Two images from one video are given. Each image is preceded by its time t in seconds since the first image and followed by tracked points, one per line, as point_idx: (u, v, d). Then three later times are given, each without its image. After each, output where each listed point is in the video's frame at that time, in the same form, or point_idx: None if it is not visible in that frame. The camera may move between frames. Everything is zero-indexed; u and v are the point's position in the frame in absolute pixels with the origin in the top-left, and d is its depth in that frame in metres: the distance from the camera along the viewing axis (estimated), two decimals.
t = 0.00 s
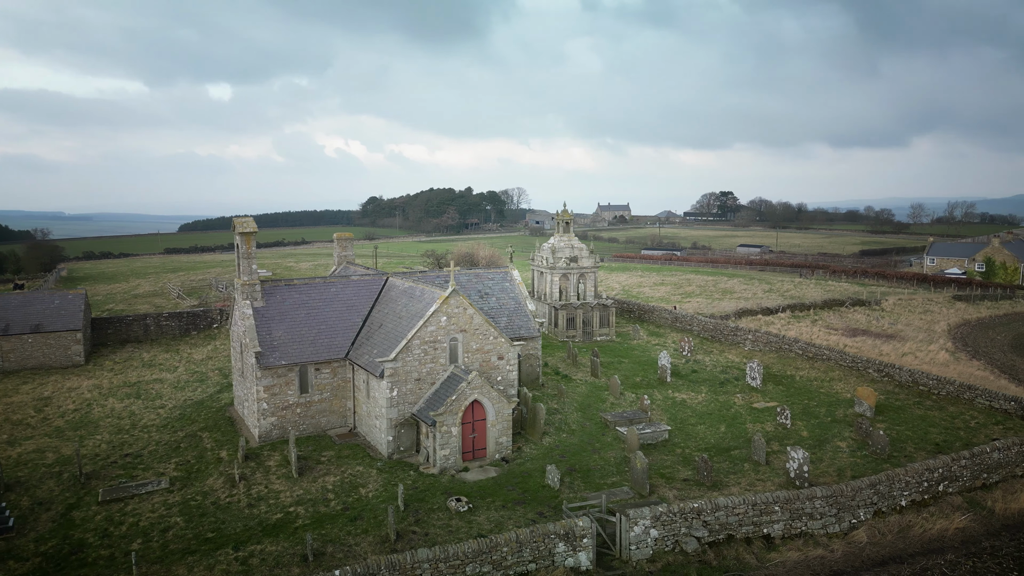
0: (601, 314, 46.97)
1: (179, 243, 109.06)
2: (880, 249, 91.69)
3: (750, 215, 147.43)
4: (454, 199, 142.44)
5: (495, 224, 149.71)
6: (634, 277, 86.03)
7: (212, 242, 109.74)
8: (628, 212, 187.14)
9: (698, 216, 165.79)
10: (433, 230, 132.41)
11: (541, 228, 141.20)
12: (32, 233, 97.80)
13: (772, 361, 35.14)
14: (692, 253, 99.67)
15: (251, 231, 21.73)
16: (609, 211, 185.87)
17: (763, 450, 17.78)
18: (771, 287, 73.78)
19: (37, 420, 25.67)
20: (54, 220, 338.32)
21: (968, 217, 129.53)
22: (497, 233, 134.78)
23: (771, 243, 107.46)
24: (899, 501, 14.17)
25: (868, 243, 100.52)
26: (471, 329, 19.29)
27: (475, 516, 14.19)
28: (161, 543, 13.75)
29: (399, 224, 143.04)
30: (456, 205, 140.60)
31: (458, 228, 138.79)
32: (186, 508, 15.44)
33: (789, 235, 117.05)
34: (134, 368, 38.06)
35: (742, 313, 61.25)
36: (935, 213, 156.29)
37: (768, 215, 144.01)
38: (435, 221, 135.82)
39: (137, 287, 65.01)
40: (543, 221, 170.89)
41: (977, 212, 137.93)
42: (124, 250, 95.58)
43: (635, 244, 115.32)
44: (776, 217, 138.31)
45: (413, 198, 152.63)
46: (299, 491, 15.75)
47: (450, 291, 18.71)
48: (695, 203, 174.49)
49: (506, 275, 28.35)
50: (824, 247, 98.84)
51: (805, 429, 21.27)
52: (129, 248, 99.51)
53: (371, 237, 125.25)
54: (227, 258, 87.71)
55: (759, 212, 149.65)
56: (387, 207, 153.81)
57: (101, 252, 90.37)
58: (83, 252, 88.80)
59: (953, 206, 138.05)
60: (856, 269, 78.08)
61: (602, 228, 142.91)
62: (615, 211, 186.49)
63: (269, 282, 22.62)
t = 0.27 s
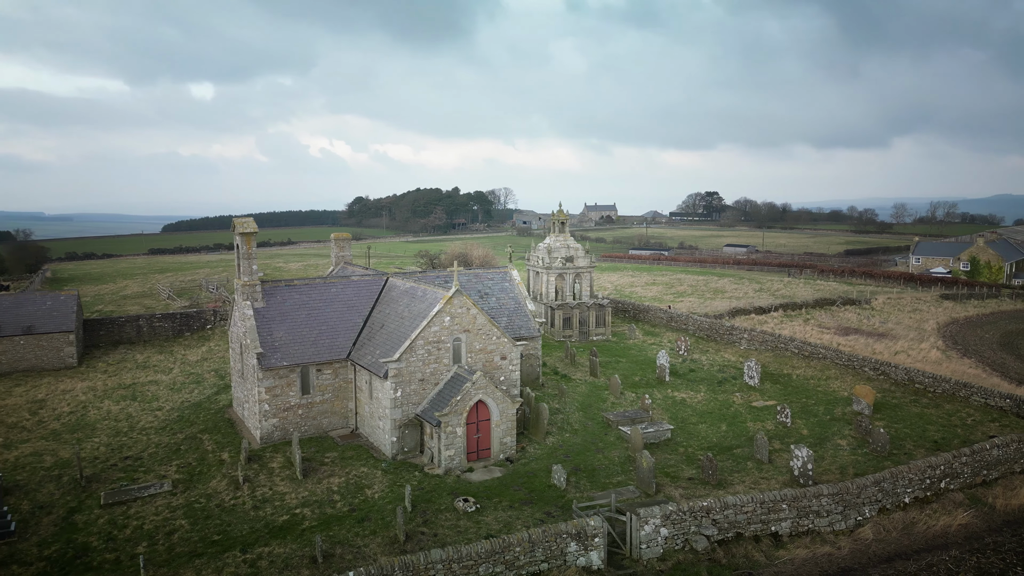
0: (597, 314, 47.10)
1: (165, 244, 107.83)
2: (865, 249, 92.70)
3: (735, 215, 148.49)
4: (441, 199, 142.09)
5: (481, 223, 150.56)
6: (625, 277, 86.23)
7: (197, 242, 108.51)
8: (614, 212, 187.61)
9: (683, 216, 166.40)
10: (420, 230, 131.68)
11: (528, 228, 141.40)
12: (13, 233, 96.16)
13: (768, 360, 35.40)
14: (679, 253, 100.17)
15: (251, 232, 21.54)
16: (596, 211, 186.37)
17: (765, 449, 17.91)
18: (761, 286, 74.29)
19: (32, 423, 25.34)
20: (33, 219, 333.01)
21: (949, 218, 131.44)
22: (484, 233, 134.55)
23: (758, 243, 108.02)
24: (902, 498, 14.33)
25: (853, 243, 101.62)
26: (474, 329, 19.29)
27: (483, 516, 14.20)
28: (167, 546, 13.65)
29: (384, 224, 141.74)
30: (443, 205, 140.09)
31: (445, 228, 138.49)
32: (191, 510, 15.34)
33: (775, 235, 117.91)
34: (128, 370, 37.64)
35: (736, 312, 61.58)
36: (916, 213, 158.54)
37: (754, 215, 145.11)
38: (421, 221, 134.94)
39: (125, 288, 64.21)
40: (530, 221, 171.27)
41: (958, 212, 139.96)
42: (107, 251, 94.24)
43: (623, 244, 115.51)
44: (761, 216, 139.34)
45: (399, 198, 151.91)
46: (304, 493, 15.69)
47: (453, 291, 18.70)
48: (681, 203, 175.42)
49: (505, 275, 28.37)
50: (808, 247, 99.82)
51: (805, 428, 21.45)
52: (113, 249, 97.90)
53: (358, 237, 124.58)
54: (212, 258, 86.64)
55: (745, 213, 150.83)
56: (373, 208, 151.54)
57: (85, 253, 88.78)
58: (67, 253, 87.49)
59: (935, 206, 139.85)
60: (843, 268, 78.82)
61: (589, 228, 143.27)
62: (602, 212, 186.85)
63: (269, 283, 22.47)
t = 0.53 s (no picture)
0: (593, 314, 47.23)
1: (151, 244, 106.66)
2: (851, 249, 93.64)
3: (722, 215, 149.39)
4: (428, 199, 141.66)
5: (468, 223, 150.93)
6: (617, 277, 86.43)
7: (182, 243, 107.40)
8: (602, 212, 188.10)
9: (669, 216, 166.97)
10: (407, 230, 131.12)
11: (515, 228, 141.61)
12: None
13: (764, 358, 35.67)
14: (667, 253, 100.61)
15: (252, 232, 21.41)
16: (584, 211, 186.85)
17: (767, 447, 18.05)
18: (752, 285, 74.80)
19: (27, 426, 25.02)
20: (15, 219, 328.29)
21: (931, 217, 133.18)
22: (472, 233, 134.39)
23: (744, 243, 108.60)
24: (906, 495, 14.49)
25: (838, 243, 102.61)
26: (477, 329, 19.29)
27: (491, 516, 14.21)
28: (173, 549, 13.55)
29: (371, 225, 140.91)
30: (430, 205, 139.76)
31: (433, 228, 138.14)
32: (195, 513, 15.23)
33: (761, 235, 118.60)
34: (122, 372, 37.26)
35: (729, 311, 61.92)
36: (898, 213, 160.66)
37: (740, 215, 146.18)
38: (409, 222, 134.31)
39: (113, 289, 63.49)
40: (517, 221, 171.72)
41: (940, 212, 141.87)
42: (90, 251, 92.98)
43: (611, 244, 115.64)
44: (747, 216, 140.37)
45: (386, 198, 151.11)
46: (310, 494, 15.63)
47: (457, 291, 18.69)
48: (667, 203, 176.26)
49: (505, 275, 28.40)
50: (794, 246, 100.68)
51: (804, 426, 21.64)
52: (96, 249, 96.48)
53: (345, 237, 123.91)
54: (199, 259, 85.72)
55: (731, 213, 151.90)
56: (359, 208, 151.05)
57: (68, 254, 87.35)
58: (50, 253, 86.25)
59: (918, 206, 141.57)
60: (831, 268, 79.56)
61: (577, 228, 143.54)
62: (590, 212, 187.35)
63: (269, 284, 22.33)
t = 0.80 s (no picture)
0: (590, 314, 47.38)
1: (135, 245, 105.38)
2: (836, 248, 94.54)
3: (707, 215, 150.50)
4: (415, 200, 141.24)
5: (455, 224, 150.70)
6: (608, 277, 86.61)
7: (167, 244, 106.26)
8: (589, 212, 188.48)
9: (654, 216, 167.29)
10: (394, 231, 130.55)
11: (502, 228, 141.55)
12: None
13: (760, 357, 35.95)
14: (655, 254, 100.91)
15: (252, 232, 21.25)
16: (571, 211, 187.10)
17: (769, 445, 18.21)
18: (743, 285, 75.30)
19: (22, 429, 24.71)
20: None
21: (913, 217, 134.83)
22: (459, 233, 134.19)
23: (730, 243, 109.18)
24: (908, 491, 14.67)
25: (824, 242, 103.61)
26: (481, 329, 19.31)
27: (499, 516, 14.24)
28: (179, 552, 13.46)
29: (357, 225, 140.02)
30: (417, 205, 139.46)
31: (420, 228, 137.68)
32: (200, 515, 15.14)
33: (747, 235, 119.23)
34: (116, 374, 36.84)
35: (723, 311, 62.24)
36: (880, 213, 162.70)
37: (726, 215, 147.28)
38: (396, 222, 133.77)
39: (101, 290, 62.72)
40: (505, 221, 171.83)
41: (922, 212, 143.64)
42: (73, 252, 91.70)
43: (598, 244, 115.77)
44: (733, 216, 141.41)
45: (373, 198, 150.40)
46: (316, 496, 15.56)
47: (461, 291, 18.69)
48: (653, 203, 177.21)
49: (504, 275, 28.43)
50: (780, 246, 101.47)
51: (804, 424, 21.84)
52: (78, 250, 95.11)
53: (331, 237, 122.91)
54: (184, 260, 84.84)
55: (717, 213, 152.90)
56: (345, 208, 150.05)
57: (52, 255, 86.09)
58: (33, 255, 84.98)
59: (901, 206, 143.28)
60: (820, 267, 80.25)
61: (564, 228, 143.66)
62: (578, 212, 187.75)
63: (269, 284, 22.20)
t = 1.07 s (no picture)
0: (586, 313, 47.52)
1: (120, 245, 104.11)
2: (820, 248, 95.43)
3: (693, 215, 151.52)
4: (402, 199, 140.96)
5: (443, 224, 150.37)
6: (599, 277, 86.78)
7: (152, 245, 105.31)
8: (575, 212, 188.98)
9: (641, 216, 167.83)
10: (381, 231, 129.88)
11: (489, 228, 141.52)
12: None
13: (757, 356, 36.22)
14: (643, 254, 101.25)
15: (253, 233, 21.08)
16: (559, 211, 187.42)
17: (771, 443, 18.35)
18: (734, 284, 75.75)
19: (17, 432, 24.40)
20: None
21: (896, 217, 136.45)
22: (447, 233, 134.04)
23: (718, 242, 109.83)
24: (911, 488, 14.84)
25: (811, 242, 104.54)
26: (484, 329, 19.33)
27: (507, 516, 14.26)
28: (186, 555, 13.36)
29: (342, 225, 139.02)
30: (404, 205, 139.12)
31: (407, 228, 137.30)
32: (205, 518, 15.04)
33: (734, 235, 119.93)
34: (110, 376, 36.46)
35: (716, 310, 62.56)
36: (864, 212, 164.63)
37: (711, 215, 148.31)
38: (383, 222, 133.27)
39: (88, 291, 62.01)
40: (492, 221, 171.96)
41: (905, 212, 145.51)
42: (56, 253, 90.57)
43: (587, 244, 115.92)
44: (719, 216, 142.38)
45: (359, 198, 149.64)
46: (322, 498, 15.51)
47: (464, 291, 18.70)
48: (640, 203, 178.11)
49: (503, 275, 28.46)
50: (766, 246, 102.27)
51: (804, 422, 22.02)
52: (61, 250, 93.86)
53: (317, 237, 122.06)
54: (170, 261, 83.99)
55: (702, 213, 153.91)
56: (331, 208, 148.92)
57: (35, 256, 84.90)
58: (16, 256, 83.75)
59: (883, 206, 144.72)
60: (808, 266, 80.95)
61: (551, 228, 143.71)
62: (565, 212, 188.17)
63: (269, 285, 22.09)
